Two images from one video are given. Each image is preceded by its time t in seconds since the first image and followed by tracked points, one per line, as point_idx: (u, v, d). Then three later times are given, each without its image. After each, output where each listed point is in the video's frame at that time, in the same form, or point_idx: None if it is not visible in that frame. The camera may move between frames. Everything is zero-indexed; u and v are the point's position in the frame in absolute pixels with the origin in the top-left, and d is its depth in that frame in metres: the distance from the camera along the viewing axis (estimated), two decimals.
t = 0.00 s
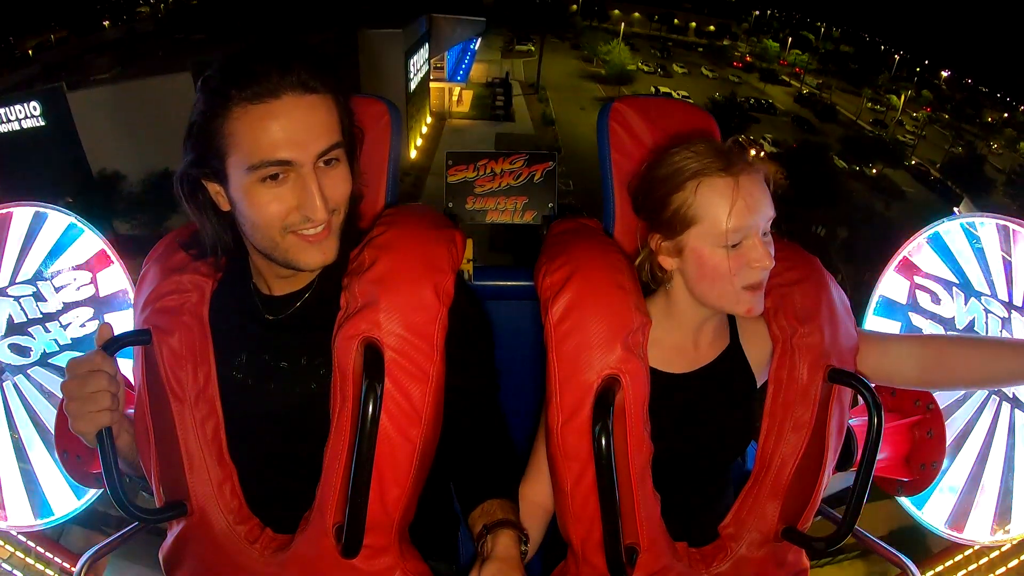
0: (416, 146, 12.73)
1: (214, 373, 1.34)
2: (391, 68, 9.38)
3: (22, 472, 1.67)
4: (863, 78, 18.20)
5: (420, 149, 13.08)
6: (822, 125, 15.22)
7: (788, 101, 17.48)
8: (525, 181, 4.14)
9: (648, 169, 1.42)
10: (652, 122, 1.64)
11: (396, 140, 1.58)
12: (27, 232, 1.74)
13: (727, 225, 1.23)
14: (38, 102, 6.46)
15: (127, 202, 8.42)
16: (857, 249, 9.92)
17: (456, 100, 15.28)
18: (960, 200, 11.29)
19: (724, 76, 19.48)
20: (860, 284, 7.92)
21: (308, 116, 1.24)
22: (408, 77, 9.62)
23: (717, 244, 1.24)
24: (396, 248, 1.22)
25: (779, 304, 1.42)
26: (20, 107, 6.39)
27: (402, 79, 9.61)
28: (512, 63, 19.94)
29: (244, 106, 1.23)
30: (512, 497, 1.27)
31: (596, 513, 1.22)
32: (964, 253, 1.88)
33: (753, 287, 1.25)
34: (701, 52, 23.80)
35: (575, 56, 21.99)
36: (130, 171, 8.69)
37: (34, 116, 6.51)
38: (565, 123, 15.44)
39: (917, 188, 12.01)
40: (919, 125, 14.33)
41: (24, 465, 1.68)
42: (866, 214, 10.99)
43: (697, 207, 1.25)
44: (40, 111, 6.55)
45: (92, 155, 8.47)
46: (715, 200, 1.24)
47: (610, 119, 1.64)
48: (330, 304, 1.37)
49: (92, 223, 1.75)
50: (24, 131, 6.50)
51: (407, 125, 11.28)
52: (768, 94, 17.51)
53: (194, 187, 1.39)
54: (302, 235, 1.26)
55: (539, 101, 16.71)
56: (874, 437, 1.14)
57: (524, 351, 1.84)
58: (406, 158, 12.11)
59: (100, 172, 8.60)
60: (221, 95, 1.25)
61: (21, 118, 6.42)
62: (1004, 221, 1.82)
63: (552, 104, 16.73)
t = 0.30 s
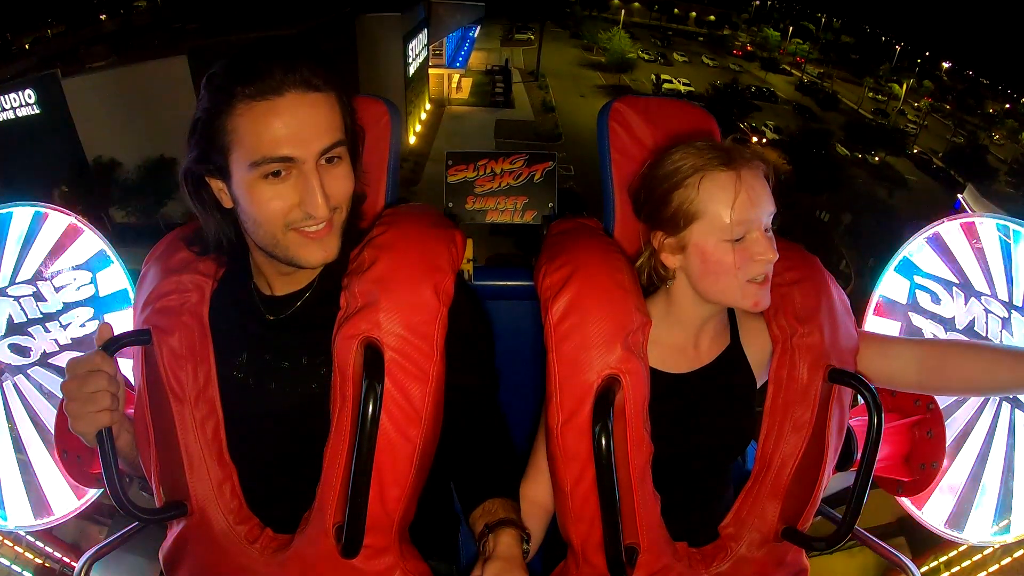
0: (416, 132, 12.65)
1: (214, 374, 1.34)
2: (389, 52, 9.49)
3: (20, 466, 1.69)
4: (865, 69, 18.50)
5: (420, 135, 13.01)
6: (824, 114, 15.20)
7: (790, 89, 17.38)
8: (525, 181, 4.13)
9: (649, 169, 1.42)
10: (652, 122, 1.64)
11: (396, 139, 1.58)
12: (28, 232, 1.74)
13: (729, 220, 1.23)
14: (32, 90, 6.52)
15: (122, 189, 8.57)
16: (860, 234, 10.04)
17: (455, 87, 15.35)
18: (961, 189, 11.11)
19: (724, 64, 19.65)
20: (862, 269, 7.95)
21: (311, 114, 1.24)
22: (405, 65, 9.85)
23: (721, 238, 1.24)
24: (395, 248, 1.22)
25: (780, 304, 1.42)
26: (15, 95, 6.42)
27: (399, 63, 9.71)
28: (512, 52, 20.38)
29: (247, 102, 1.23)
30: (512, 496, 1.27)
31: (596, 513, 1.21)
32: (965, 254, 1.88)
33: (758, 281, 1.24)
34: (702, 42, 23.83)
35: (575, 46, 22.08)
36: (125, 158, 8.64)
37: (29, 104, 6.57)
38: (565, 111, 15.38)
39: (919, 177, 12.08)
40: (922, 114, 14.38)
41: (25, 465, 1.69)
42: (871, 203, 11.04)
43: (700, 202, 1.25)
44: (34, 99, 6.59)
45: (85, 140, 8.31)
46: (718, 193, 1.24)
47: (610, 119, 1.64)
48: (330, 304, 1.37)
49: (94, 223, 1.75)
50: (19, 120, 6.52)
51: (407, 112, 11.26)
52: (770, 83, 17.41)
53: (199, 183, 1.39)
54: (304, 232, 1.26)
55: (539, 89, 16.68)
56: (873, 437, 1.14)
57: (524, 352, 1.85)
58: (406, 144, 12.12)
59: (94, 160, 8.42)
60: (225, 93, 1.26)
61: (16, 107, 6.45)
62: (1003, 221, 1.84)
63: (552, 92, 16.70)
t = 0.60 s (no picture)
0: (416, 139, 12.88)
1: (214, 375, 1.34)
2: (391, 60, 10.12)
3: (21, 467, 1.68)
4: (863, 79, 19.44)
5: (421, 143, 13.29)
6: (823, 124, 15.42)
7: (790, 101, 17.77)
8: (524, 181, 4.15)
9: (647, 170, 1.43)
10: (652, 122, 1.64)
11: (397, 139, 1.58)
12: (27, 234, 1.75)
13: (726, 215, 1.23)
14: (34, 91, 6.66)
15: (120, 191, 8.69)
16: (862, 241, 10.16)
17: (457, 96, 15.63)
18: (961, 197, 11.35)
19: (725, 74, 20.21)
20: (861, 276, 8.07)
21: (315, 112, 1.24)
22: (407, 72, 10.52)
23: (718, 233, 1.23)
24: (396, 248, 1.22)
25: (779, 304, 1.42)
26: (16, 97, 6.52)
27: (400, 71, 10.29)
28: (513, 61, 20.78)
29: (252, 99, 1.23)
30: (513, 496, 1.27)
31: (596, 513, 1.22)
32: (964, 253, 1.88)
33: (758, 277, 1.23)
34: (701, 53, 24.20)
35: (576, 57, 22.55)
36: (124, 160, 8.56)
37: (29, 106, 6.71)
38: (565, 119, 15.73)
39: (921, 184, 12.30)
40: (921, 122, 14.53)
41: (25, 465, 1.69)
42: (873, 209, 11.24)
43: (696, 199, 1.25)
44: (34, 100, 6.74)
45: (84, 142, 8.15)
46: (714, 189, 1.24)
47: (610, 119, 1.64)
48: (330, 305, 1.37)
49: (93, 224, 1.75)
50: (19, 120, 6.60)
51: (408, 118, 11.45)
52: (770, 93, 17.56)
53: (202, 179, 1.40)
54: (306, 229, 1.25)
55: (540, 97, 17.03)
56: (874, 437, 1.14)
57: (523, 352, 1.85)
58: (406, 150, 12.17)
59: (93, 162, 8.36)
60: (230, 89, 1.26)
61: (17, 108, 6.52)
62: (1003, 221, 1.83)
63: (553, 101, 17.06)
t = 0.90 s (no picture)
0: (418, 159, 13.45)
1: (214, 374, 1.34)
2: (393, 77, 10.89)
3: (20, 467, 1.70)
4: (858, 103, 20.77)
5: (422, 163, 13.88)
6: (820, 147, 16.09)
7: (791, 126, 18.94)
8: (525, 182, 4.15)
9: (646, 171, 1.44)
10: (653, 123, 1.64)
11: (397, 138, 1.58)
12: (29, 234, 1.75)
13: (728, 216, 1.23)
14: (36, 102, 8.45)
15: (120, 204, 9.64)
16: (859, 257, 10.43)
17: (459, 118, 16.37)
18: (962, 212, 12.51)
19: (723, 99, 21.59)
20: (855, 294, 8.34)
21: (315, 111, 1.24)
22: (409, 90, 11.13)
23: (719, 235, 1.24)
24: (396, 248, 1.22)
25: (779, 305, 1.43)
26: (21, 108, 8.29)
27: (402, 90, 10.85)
28: (514, 86, 21.92)
29: (252, 98, 1.23)
30: (512, 497, 1.27)
31: (596, 513, 1.22)
32: (965, 253, 1.88)
33: (759, 278, 1.23)
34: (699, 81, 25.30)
35: (575, 83, 24.07)
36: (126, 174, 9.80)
37: (34, 116, 8.49)
38: (564, 141, 16.64)
39: (921, 204, 12.99)
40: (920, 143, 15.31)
41: (25, 465, 1.70)
42: (868, 224, 11.79)
43: (698, 199, 1.25)
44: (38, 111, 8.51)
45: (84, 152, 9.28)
46: (716, 190, 1.24)
47: (611, 119, 1.64)
48: (331, 305, 1.37)
49: (95, 224, 1.77)
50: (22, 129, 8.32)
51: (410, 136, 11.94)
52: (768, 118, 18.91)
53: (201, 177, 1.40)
54: (306, 230, 1.25)
55: (539, 121, 18.09)
56: (874, 437, 1.14)
57: (524, 352, 1.85)
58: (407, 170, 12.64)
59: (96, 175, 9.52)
60: (230, 89, 1.26)
61: (20, 118, 8.27)
62: (1002, 221, 1.83)
63: (552, 124, 18.17)
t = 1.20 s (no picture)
0: (417, 178, 13.57)
1: (213, 374, 1.34)
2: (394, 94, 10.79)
3: (21, 467, 1.70)
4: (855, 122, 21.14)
5: (421, 183, 14.02)
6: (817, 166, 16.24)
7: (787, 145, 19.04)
8: (525, 181, 4.13)
9: (657, 171, 1.43)
10: (653, 124, 1.64)
11: (396, 139, 1.58)
12: (27, 234, 1.74)
13: (739, 222, 1.23)
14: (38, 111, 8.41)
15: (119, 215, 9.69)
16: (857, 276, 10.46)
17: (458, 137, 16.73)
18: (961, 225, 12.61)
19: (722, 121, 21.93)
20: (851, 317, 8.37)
21: (314, 113, 1.24)
22: (409, 107, 11.27)
23: (730, 239, 1.23)
24: (397, 248, 1.22)
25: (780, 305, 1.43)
26: (23, 116, 8.30)
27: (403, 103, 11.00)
28: (513, 106, 22.27)
29: (250, 100, 1.23)
30: (513, 499, 1.27)
31: (596, 513, 1.22)
32: (964, 253, 1.91)
33: (764, 285, 1.24)
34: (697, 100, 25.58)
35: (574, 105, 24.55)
36: (125, 186, 9.91)
37: (36, 125, 8.46)
38: (564, 160, 16.88)
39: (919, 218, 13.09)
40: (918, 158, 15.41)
41: (25, 466, 1.71)
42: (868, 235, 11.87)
43: (711, 202, 1.25)
44: (40, 119, 8.48)
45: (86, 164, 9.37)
46: (731, 195, 1.24)
47: (611, 119, 1.64)
48: (331, 307, 1.37)
49: (94, 224, 1.76)
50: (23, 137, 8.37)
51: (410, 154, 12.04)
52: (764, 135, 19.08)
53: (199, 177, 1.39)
54: (304, 233, 1.25)
55: (539, 140, 18.35)
56: (873, 438, 1.14)
57: (524, 355, 1.85)
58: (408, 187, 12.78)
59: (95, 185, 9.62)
60: (228, 90, 1.26)
61: (22, 126, 8.30)
62: (1003, 222, 1.85)
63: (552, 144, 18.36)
